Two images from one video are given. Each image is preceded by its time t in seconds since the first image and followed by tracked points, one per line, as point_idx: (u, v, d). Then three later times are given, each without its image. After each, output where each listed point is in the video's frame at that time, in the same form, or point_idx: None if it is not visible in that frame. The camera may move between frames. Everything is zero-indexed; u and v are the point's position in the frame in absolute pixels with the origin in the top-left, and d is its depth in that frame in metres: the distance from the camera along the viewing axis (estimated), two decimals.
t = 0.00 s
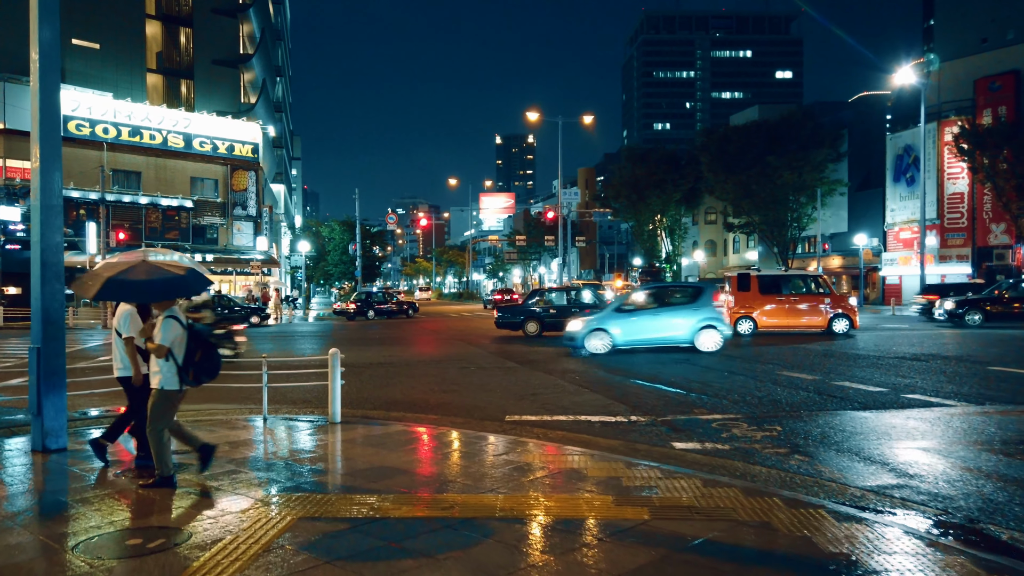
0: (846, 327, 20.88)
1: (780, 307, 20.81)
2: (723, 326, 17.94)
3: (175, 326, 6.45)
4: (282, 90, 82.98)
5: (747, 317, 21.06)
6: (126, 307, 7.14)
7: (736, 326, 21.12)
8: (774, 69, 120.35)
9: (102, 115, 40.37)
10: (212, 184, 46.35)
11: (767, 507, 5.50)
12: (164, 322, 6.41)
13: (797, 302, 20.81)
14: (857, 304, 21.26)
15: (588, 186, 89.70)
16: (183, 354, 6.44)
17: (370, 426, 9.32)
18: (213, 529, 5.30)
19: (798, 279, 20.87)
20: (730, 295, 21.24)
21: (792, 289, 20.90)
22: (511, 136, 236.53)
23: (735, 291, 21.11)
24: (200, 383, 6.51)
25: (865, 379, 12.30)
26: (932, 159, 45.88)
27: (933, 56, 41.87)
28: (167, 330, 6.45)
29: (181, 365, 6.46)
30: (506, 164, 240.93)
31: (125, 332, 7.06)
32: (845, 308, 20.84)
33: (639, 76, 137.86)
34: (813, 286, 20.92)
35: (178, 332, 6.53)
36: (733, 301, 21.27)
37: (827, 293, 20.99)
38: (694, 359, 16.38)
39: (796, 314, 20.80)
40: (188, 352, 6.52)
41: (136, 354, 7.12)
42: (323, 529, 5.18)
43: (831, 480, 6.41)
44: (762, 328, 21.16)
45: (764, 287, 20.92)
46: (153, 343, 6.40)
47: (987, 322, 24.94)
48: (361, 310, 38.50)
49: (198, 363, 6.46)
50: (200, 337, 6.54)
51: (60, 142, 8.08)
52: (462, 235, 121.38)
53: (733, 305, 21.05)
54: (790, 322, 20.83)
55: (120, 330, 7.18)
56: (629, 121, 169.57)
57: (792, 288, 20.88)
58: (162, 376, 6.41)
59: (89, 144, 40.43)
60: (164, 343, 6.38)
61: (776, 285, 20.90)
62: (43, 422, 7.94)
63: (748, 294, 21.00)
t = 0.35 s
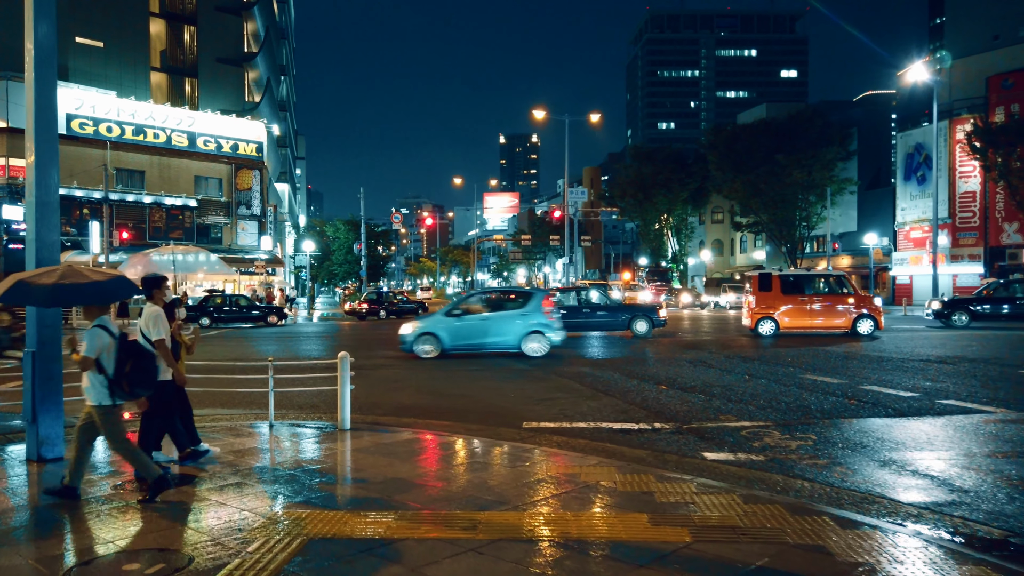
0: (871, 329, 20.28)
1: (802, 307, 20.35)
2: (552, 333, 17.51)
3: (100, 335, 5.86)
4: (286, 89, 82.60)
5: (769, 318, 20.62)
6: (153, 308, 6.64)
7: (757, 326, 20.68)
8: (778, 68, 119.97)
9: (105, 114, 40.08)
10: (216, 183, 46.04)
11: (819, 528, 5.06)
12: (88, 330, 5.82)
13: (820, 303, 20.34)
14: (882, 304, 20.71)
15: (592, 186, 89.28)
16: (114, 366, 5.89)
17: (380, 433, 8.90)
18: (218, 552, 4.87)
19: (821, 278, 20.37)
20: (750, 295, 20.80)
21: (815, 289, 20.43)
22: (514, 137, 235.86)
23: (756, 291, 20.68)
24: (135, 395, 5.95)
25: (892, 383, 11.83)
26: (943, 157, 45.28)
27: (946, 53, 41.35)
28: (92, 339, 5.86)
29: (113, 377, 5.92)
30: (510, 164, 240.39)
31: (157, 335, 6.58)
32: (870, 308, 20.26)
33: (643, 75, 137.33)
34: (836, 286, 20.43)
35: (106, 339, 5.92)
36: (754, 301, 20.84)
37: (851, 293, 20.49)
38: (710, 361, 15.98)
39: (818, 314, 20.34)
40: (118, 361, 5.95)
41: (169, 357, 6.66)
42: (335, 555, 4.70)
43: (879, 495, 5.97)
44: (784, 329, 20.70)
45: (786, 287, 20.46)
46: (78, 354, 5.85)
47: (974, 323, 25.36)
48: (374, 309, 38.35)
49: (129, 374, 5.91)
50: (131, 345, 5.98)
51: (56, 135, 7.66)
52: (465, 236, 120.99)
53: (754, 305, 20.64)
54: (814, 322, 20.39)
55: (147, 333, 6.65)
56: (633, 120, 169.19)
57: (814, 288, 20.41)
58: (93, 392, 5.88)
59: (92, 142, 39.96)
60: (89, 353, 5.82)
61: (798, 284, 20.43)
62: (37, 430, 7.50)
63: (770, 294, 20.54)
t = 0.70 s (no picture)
0: (902, 330, 19.71)
1: (829, 308, 19.87)
2: (381, 339, 16.76)
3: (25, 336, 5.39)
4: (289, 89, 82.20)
5: (795, 319, 20.27)
6: (185, 310, 6.69)
7: (784, 327, 20.38)
8: (784, 66, 119.32)
9: (109, 113, 39.76)
10: (220, 182, 45.72)
11: (885, 554, 4.62)
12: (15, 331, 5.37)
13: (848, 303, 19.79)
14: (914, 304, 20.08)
15: (598, 185, 88.76)
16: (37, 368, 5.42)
17: (394, 441, 8.51)
18: None
19: (849, 278, 19.81)
20: (777, 295, 20.38)
21: (843, 290, 19.89)
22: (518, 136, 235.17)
23: (782, 291, 20.25)
24: (57, 402, 5.44)
25: (923, 388, 11.37)
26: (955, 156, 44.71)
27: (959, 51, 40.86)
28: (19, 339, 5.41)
29: (35, 379, 5.45)
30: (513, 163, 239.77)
31: (188, 336, 6.60)
32: (901, 309, 19.66)
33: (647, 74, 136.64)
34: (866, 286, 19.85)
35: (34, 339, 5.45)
36: (780, 301, 20.43)
37: (882, 293, 19.87)
38: (728, 363, 15.55)
39: (846, 316, 19.83)
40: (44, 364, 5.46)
41: (199, 360, 6.65)
42: None
43: (938, 515, 5.52)
44: (812, 330, 20.31)
45: (814, 286, 19.96)
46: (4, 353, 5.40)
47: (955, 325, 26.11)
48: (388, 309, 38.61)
49: (52, 380, 5.38)
50: (62, 348, 5.44)
51: (54, 127, 7.26)
52: (469, 235, 120.48)
53: (780, 307, 20.28)
54: (842, 324, 19.90)
55: (179, 336, 6.68)
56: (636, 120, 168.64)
57: (842, 288, 19.86)
58: (12, 391, 5.45)
59: (96, 142, 39.63)
60: (16, 354, 5.38)
61: (826, 285, 19.91)
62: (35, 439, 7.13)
63: (797, 294, 20.09)
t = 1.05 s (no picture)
0: (946, 330, 19.22)
1: (870, 308, 19.34)
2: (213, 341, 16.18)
3: None
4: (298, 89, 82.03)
5: (834, 319, 19.74)
6: (220, 309, 6.48)
7: (822, 328, 19.86)
8: (794, 66, 118.55)
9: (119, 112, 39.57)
10: (230, 181, 45.50)
11: None
12: None
13: (889, 303, 19.28)
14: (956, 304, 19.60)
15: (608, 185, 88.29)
16: None
17: (414, 447, 8.12)
18: None
19: (890, 277, 19.29)
20: (815, 295, 19.86)
21: (883, 290, 19.36)
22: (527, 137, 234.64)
23: (820, 291, 19.72)
24: None
25: (964, 392, 10.89)
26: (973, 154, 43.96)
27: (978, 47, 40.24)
28: None
29: None
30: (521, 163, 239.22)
31: (221, 337, 6.39)
32: (944, 309, 19.19)
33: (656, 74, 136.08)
34: (907, 285, 19.37)
35: None
36: (818, 301, 19.93)
37: (923, 292, 19.40)
38: (752, 365, 15.10)
39: (888, 316, 19.33)
40: None
41: (232, 362, 6.44)
42: None
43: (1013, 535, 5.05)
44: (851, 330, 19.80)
45: (853, 286, 19.44)
46: None
47: (963, 326, 26.52)
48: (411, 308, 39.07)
49: None
50: None
51: (61, 118, 6.86)
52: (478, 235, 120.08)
53: (818, 308, 19.77)
54: (883, 324, 19.39)
55: (212, 335, 6.47)
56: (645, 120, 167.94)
57: (883, 288, 19.33)
58: None
59: (106, 141, 39.45)
60: None
61: (866, 285, 19.37)
62: (38, 446, 6.76)
63: (837, 294, 19.54)
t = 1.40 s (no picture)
0: (996, 331, 18.68)
1: (918, 308, 18.82)
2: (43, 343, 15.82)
3: None
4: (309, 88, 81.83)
5: (880, 319, 19.21)
6: (260, 312, 6.05)
7: (868, 329, 19.29)
8: (805, 65, 117.72)
9: (130, 111, 39.41)
10: (241, 181, 45.30)
11: None
12: None
13: (937, 303, 18.75)
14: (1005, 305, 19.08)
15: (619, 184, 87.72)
16: None
17: (435, 456, 7.74)
18: None
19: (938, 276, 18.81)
20: (859, 295, 19.35)
21: (930, 289, 18.84)
22: (536, 137, 233.87)
23: (866, 291, 19.21)
24: None
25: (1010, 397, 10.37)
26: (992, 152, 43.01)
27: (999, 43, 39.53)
28: None
29: None
30: (530, 164, 238.50)
31: (263, 342, 5.96)
32: (995, 309, 18.64)
33: (666, 73, 135.22)
34: (957, 284, 18.85)
35: None
36: (862, 301, 19.42)
37: (973, 292, 18.86)
38: (780, 368, 14.62)
39: (938, 316, 18.77)
40: None
41: (274, 368, 6.02)
42: None
43: None
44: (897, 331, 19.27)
45: (899, 285, 18.94)
46: None
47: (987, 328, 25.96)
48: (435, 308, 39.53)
49: None
50: None
51: (68, 109, 6.45)
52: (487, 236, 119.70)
53: (863, 308, 19.26)
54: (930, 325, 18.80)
55: (253, 340, 6.04)
56: (654, 120, 166.98)
57: (930, 287, 18.82)
58: None
59: (116, 141, 39.27)
60: None
61: (913, 283, 18.88)
62: (44, 455, 6.37)
63: (883, 294, 19.02)
